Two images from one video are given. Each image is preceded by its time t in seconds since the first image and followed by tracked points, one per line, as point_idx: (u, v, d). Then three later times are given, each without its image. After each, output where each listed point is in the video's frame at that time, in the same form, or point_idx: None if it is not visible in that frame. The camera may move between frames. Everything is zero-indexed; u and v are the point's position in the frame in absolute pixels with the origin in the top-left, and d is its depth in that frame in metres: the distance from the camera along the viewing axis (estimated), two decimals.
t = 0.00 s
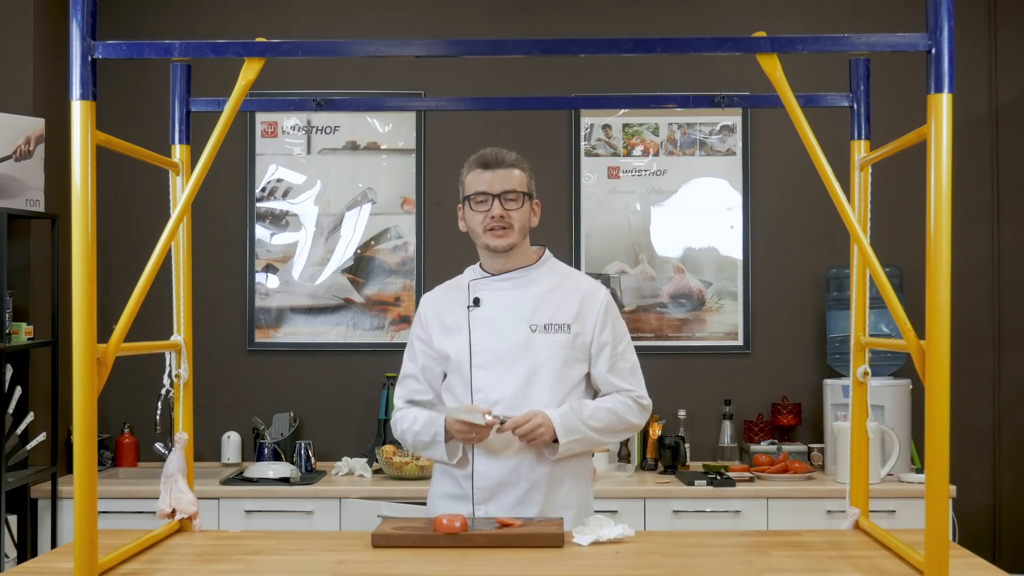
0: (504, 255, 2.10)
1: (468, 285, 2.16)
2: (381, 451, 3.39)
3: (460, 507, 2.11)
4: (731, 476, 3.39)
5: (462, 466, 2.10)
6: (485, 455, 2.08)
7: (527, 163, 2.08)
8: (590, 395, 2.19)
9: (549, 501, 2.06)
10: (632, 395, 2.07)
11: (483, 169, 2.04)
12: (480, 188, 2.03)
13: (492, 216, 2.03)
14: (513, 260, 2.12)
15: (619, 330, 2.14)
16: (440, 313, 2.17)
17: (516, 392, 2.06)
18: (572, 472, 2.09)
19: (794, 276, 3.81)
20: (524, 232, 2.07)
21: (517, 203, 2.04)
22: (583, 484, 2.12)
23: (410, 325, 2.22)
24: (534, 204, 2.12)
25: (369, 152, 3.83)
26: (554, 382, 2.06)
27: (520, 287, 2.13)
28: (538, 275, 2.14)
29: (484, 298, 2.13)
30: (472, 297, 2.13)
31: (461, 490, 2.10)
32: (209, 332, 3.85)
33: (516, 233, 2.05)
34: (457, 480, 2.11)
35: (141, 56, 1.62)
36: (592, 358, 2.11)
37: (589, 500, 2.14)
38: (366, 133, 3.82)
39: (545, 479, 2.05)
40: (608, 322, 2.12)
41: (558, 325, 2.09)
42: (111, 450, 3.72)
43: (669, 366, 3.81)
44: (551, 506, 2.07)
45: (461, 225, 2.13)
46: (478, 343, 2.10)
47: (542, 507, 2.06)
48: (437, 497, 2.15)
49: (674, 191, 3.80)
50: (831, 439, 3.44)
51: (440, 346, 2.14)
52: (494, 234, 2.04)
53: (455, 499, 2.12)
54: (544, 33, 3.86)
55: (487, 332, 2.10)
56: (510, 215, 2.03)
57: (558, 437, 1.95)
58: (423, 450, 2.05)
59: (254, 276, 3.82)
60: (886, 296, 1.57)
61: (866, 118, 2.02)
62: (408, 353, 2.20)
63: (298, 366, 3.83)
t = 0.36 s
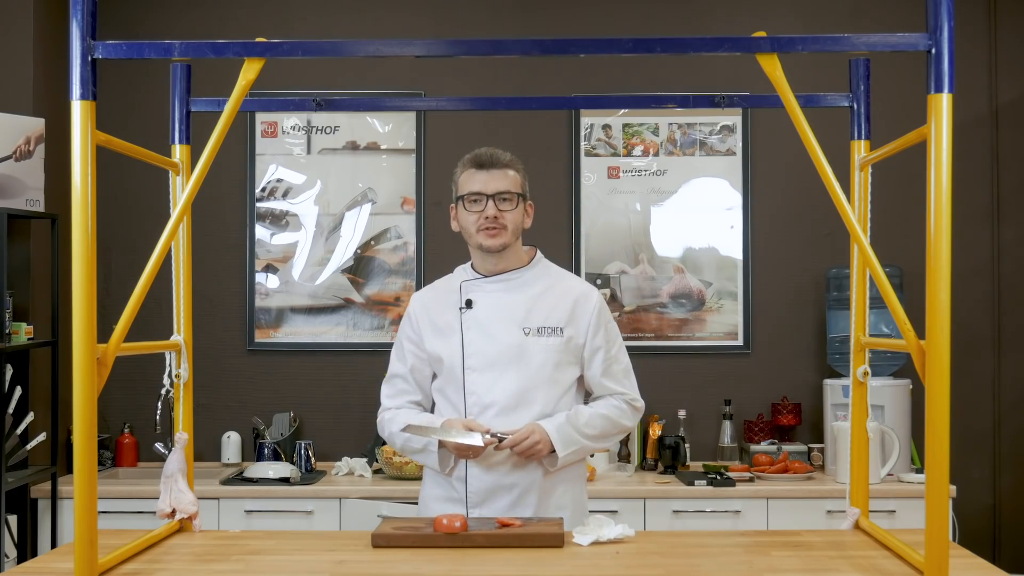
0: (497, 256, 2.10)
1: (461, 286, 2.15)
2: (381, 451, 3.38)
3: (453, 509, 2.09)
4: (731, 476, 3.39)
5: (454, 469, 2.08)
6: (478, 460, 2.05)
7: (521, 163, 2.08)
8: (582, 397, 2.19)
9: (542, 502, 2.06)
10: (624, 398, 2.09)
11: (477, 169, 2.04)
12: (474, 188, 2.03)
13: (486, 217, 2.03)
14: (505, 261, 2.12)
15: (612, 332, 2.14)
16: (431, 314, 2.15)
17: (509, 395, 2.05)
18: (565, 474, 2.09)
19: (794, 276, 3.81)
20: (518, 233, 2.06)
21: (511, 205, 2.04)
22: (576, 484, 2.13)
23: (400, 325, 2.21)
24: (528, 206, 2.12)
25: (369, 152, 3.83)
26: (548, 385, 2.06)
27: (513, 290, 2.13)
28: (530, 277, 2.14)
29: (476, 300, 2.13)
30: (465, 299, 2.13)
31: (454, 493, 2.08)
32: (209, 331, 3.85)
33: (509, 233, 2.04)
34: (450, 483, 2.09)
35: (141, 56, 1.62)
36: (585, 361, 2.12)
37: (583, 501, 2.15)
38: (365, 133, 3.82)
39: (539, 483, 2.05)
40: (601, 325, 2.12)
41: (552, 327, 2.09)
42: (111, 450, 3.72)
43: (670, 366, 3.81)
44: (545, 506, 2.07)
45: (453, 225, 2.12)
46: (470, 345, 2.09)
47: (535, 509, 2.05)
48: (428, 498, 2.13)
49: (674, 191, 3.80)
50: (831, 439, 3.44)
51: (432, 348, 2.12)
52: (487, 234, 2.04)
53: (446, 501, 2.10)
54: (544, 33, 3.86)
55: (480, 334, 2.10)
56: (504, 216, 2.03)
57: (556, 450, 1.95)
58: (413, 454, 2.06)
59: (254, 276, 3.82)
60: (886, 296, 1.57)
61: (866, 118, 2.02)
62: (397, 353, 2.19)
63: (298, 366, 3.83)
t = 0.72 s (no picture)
0: (488, 258, 2.09)
1: (452, 286, 2.14)
2: (381, 451, 3.38)
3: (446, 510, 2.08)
4: (731, 476, 3.39)
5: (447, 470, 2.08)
6: (471, 458, 2.06)
7: (510, 164, 2.07)
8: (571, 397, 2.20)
9: (536, 501, 2.06)
10: (614, 399, 2.10)
11: (466, 171, 2.03)
12: (464, 190, 2.02)
13: (477, 218, 2.02)
14: (497, 262, 2.11)
15: (603, 334, 2.15)
16: (422, 314, 2.14)
17: (501, 396, 2.05)
18: (559, 473, 2.09)
19: (794, 276, 3.81)
20: (509, 233, 2.06)
21: (501, 205, 2.03)
22: (570, 483, 2.13)
23: (389, 324, 2.19)
24: (519, 205, 2.11)
25: (369, 152, 3.83)
26: (539, 386, 2.06)
27: (504, 290, 2.12)
28: (521, 277, 2.13)
29: (468, 300, 2.12)
30: (456, 299, 2.12)
31: (447, 494, 2.08)
32: (210, 331, 3.85)
33: (500, 234, 2.04)
34: (443, 484, 2.08)
35: (141, 56, 1.62)
36: (576, 361, 2.12)
37: (576, 501, 2.15)
38: (365, 133, 3.82)
39: (532, 482, 2.05)
40: (592, 326, 2.12)
41: (543, 328, 2.09)
42: (111, 450, 3.72)
43: (670, 366, 3.81)
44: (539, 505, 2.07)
45: (444, 227, 2.11)
46: (462, 345, 2.08)
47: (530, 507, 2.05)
48: (420, 499, 2.12)
49: (674, 191, 3.80)
50: (831, 439, 3.44)
51: (423, 348, 2.11)
52: (478, 236, 2.03)
53: (440, 503, 2.09)
54: (544, 33, 3.86)
55: (471, 335, 2.09)
56: (494, 217, 2.02)
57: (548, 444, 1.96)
58: (405, 451, 2.04)
59: (254, 276, 3.82)
60: (886, 296, 1.57)
61: (866, 118, 2.02)
62: (387, 352, 2.18)
63: (298, 366, 3.83)
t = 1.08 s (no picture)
0: (477, 257, 2.08)
1: (442, 288, 2.14)
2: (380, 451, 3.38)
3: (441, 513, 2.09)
4: (731, 476, 3.39)
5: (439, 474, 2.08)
6: (464, 463, 2.05)
7: (494, 161, 2.06)
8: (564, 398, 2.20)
9: (530, 502, 2.06)
10: (607, 399, 2.11)
11: (450, 171, 2.03)
12: (449, 189, 2.01)
13: (464, 217, 2.01)
14: (487, 262, 2.11)
15: (595, 334, 2.15)
16: (413, 316, 2.14)
17: (493, 399, 2.04)
18: (552, 474, 2.09)
19: (794, 276, 3.81)
20: (497, 231, 2.05)
21: (488, 202, 2.02)
22: (563, 484, 2.12)
23: (381, 326, 2.19)
24: (507, 203, 2.10)
25: (369, 152, 3.83)
26: (532, 388, 2.06)
27: (495, 292, 2.12)
28: (512, 279, 2.13)
29: (459, 303, 2.12)
30: (447, 301, 2.12)
31: (439, 496, 2.09)
32: (210, 331, 3.85)
33: (489, 232, 2.03)
34: (436, 488, 2.09)
35: (141, 56, 1.62)
36: (568, 362, 2.12)
37: (570, 500, 2.15)
38: (365, 133, 3.82)
39: (524, 484, 2.05)
40: (584, 327, 2.12)
41: (535, 330, 2.08)
42: (111, 450, 3.72)
43: (670, 366, 3.81)
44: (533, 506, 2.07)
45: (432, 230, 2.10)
46: (454, 348, 2.08)
47: (523, 508, 2.05)
48: (414, 502, 2.13)
49: (674, 191, 3.80)
50: (831, 439, 3.44)
51: (414, 351, 2.11)
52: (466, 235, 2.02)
53: (433, 505, 2.10)
54: (543, 33, 3.86)
55: (463, 337, 2.09)
56: (482, 214, 2.01)
57: (543, 450, 1.96)
58: (397, 457, 2.05)
59: (254, 276, 3.82)
60: (886, 296, 1.57)
61: (866, 118, 2.02)
62: (379, 356, 2.17)
63: (298, 366, 3.83)
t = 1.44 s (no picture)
0: (465, 255, 2.07)
1: (431, 288, 2.13)
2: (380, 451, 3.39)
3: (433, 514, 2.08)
4: (731, 476, 3.39)
5: (430, 474, 2.08)
6: (454, 464, 2.05)
7: (483, 159, 2.06)
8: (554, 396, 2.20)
9: (522, 502, 2.06)
10: (598, 396, 2.10)
11: (439, 169, 2.02)
12: (437, 186, 2.00)
13: (451, 213, 2.00)
14: (475, 261, 2.10)
15: (584, 332, 2.15)
16: (401, 316, 2.14)
17: (483, 399, 2.05)
18: (542, 472, 2.08)
19: (794, 276, 3.81)
20: (485, 229, 2.03)
21: (476, 199, 2.01)
22: (555, 483, 2.11)
23: (370, 327, 2.19)
24: (494, 202, 2.10)
25: (369, 152, 3.83)
26: (521, 387, 2.06)
27: (483, 291, 2.12)
28: (500, 278, 2.13)
29: (447, 302, 2.11)
30: (435, 301, 2.11)
31: (431, 498, 2.08)
32: (210, 331, 3.85)
33: (477, 229, 2.02)
34: (427, 489, 2.08)
35: (141, 56, 1.62)
36: (558, 361, 2.12)
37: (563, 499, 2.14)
38: (365, 133, 3.82)
39: (515, 484, 2.04)
40: (573, 326, 2.12)
41: (524, 328, 2.08)
42: (111, 450, 3.72)
43: (671, 367, 3.81)
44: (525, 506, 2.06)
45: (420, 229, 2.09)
46: (442, 348, 2.08)
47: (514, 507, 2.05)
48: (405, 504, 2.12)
49: (674, 191, 3.80)
50: (831, 439, 3.44)
51: (403, 352, 2.11)
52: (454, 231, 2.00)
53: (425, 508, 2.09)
54: (543, 33, 3.86)
55: (451, 337, 2.09)
56: (470, 211, 2.00)
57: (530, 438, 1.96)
58: (387, 453, 2.02)
59: (254, 276, 3.82)
60: (886, 296, 1.57)
61: (866, 118, 2.02)
62: (368, 357, 2.17)
63: (298, 366, 3.83)
